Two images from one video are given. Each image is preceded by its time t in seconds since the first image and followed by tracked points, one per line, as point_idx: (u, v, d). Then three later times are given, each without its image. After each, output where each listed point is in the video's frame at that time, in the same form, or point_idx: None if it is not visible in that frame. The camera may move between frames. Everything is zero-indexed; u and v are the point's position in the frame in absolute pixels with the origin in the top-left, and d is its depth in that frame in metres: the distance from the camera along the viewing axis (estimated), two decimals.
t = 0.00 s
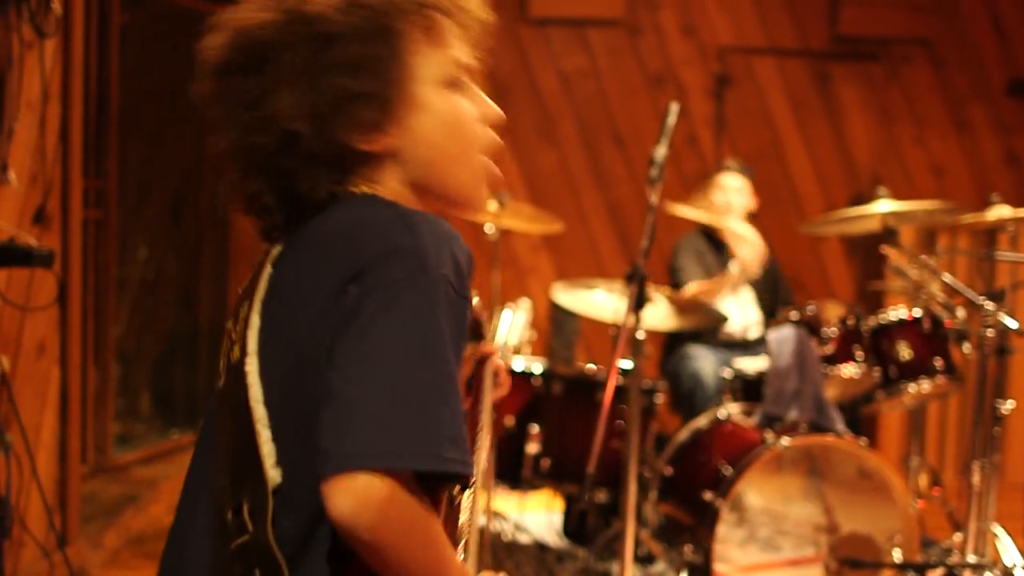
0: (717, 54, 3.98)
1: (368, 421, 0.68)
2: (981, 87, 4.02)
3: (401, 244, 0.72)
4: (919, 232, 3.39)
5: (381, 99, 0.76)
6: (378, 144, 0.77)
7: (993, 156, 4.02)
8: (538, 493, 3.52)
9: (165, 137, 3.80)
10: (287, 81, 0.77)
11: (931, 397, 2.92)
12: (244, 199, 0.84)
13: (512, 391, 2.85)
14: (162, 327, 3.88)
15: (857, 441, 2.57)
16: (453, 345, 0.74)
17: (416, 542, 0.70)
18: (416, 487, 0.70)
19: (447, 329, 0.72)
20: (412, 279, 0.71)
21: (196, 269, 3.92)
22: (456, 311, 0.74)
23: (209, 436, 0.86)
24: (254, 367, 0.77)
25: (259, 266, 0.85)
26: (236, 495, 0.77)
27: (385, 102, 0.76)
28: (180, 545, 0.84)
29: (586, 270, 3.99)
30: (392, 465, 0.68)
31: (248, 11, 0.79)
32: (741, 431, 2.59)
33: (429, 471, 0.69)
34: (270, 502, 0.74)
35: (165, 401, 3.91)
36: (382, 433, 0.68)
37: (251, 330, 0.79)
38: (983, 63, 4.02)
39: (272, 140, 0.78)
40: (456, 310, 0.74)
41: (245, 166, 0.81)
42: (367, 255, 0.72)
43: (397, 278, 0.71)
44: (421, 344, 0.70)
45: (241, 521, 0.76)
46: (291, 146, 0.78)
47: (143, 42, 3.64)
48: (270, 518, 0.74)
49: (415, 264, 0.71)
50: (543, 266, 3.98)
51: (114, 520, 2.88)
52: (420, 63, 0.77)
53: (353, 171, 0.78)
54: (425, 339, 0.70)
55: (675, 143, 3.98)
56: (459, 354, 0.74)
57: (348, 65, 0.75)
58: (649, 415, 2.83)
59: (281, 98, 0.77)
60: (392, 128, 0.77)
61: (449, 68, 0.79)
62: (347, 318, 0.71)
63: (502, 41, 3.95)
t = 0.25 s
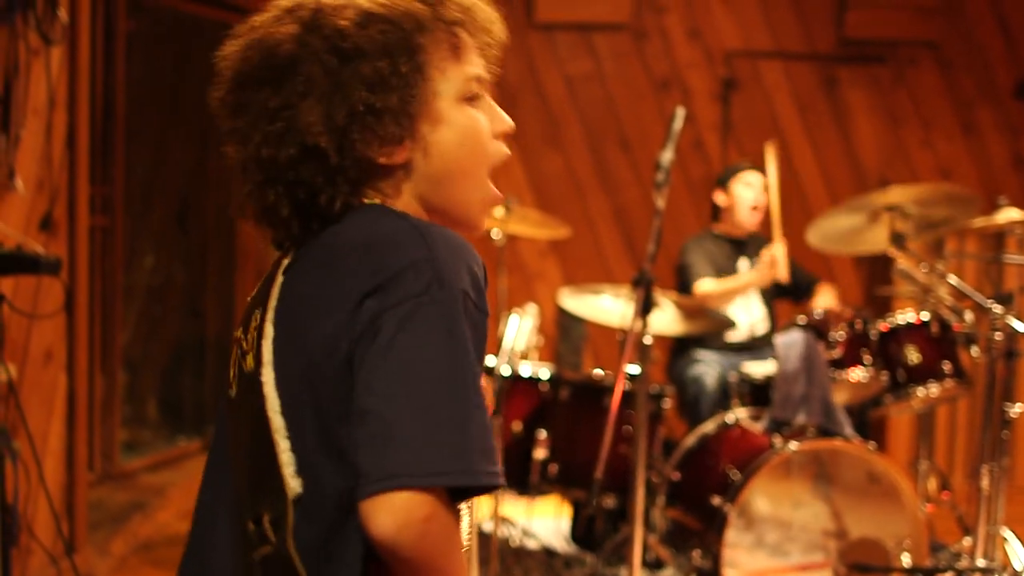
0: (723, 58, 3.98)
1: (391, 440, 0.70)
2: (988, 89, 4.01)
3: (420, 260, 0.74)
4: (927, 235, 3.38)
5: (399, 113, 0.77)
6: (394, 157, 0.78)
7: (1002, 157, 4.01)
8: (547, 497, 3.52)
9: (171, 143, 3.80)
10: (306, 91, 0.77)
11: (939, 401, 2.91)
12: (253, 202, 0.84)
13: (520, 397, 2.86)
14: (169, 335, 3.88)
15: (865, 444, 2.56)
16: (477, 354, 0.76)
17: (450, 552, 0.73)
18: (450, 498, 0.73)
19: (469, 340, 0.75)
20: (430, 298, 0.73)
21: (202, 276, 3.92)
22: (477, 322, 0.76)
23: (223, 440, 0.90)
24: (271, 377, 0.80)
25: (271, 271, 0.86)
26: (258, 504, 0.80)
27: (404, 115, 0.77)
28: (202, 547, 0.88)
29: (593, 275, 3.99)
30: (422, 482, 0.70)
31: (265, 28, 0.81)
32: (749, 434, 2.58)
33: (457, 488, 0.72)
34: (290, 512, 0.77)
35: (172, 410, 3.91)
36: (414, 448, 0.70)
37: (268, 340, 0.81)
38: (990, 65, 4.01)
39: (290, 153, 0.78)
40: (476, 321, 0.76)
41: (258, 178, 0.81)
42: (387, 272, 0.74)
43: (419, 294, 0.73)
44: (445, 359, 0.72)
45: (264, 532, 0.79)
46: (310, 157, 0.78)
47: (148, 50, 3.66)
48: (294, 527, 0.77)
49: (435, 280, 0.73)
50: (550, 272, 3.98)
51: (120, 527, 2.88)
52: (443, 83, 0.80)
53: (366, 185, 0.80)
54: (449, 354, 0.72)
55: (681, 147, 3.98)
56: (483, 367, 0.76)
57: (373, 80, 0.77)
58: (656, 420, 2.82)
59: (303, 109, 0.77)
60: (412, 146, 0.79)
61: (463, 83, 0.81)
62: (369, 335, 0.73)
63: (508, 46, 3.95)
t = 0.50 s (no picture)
0: (727, 61, 3.97)
1: (400, 456, 0.68)
2: (992, 91, 4.02)
3: (423, 273, 0.72)
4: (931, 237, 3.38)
5: (408, 126, 0.76)
6: (401, 170, 0.77)
7: (1005, 159, 4.02)
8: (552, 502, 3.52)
9: (174, 149, 3.81)
10: (318, 100, 0.76)
11: (944, 403, 2.91)
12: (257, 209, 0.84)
13: (523, 400, 2.86)
14: (173, 341, 3.88)
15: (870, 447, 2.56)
16: (483, 369, 0.74)
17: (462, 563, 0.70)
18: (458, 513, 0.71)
19: (475, 354, 0.73)
20: (434, 310, 0.71)
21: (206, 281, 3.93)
22: (484, 337, 0.74)
23: (227, 458, 0.89)
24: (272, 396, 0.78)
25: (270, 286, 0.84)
26: (266, 525, 0.78)
27: (413, 127, 0.76)
28: (210, 567, 0.86)
29: (597, 279, 3.99)
30: (432, 498, 0.68)
31: (278, 37, 0.81)
32: (754, 437, 2.58)
33: (467, 503, 0.70)
34: (300, 534, 0.75)
35: (177, 416, 3.91)
36: (418, 464, 0.68)
37: (267, 359, 0.79)
38: (993, 67, 4.02)
39: (297, 161, 0.77)
40: (483, 335, 0.74)
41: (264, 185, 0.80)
42: (389, 286, 0.72)
43: (422, 308, 0.71)
44: (449, 373, 0.70)
45: (275, 553, 0.77)
46: (319, 165, 0.77)
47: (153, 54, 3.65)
48: (303, 548, 0.75)
49: (438, 293, 0.72)
50: (554, 276, 3.98)
51: (126, 533, 2.89)
52: (450, 100, 0.78)
53: (369, 199, 0.78)
54: (453, 367, 0.70)
55: (685, 151, 3.98)
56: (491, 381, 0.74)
57: (383, 93, 0.76)
58: (661, 424, 2.82)
59: (313, 117, 0.76)
60: (418, 158, 0.77)
61: (470, 104, 0.79)
62: (372, 350, 0.71)
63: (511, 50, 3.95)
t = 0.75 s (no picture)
0: (728, 62, 3.97)
1: (424, 456, 0.71)
2: (993, 91, 4.01)
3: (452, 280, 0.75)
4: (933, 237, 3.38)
5: (449, 139, 0.79)
6: (439, 183, 0.80)
7: (1006, 158, 4.02)
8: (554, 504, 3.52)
9: (175, 153, 3.81)
10: (364, 112, 0.79)
11: (946, 403, 2.91)
12: (278, 213, 0.85)
13: (525, 403, 2.86)
14: (175, 345, 3.88)
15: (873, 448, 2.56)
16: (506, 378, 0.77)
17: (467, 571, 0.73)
18: (471, 518, 0.74)
19: (499, 364, 0.75)
20: (463, 318, 0.73)
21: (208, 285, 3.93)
22: (508, 346, 0.77)
23: (237, 452, 0.90)
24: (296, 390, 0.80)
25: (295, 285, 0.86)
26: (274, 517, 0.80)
27: (454, 140, 0.79)
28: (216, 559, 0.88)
29: (598, 281, 4.00)
30: (450, 502, 0.71)
31: (325, 48, 0.83)
32: (756, 439, 2.57)
33: (480, 508, 0.73)
34: (312, 525, 0.77)
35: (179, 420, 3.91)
36: (439, 467, 0.71)
37: (292, 354, 0.81)
38: (994, 67, 4.02)
39: (339, 167, 0.79)
40: (508, 345, 0.77)
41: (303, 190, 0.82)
42: (419, 290, 0.74)
43: (451, 314, 0.73)
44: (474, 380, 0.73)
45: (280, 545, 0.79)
46: (359, 174, 0.79)
47: (153, 59, 3.65)
48: (312, 540, 0.77)
49: (468, 301, 0.74)
50: (556, 278, 3.98)
51: (129, 537, 2.90)
52: (490, 118, 0.81)
53: (404, 210, 0.81)
54: (478, 375, 0.73)
55: (686, 153, 3.98)
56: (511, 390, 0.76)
57: (428, 106, 0.79)
58: (663, 426, 2.83)
59: (359, 127, 0.79)
60: (457, 172, 0.80)
61: (509, 126, 0.83)
62: (401, 352, 0.74)
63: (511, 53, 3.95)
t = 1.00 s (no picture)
0: (727, 62, 3.98)
1: (422, 463, 0.70)
2: (993, 91, 4.01)
3: (424, 275, 0.73)
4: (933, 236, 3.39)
5: (402, 114, 0.77)
6: (396, 159, 0.79)
7: (1007, 158, 4.01)
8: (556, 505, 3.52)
9: (176, 155, 3.81)
10: (311, 89, 0.78)
11: (947, 402, 2.91)
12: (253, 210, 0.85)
13: (526, 403, 2.87)
14: (176, 347, 3.89)
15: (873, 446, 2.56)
16: (490, 367, 0.76)
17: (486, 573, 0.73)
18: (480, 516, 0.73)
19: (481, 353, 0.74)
20: (437, 313, 0.72)
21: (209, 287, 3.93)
22: (488, 335, 0.75)
23: (239, 457, 0.90)
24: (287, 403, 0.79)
25: (276, 285, 0.86)
26: (282, 527, 0.80)
27: (407, 116, 0.78)
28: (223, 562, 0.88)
29: (598, 281, 4.00)
30: (454, 505, 0.70)
31: (270, 21, 0.82)
32: (756, 437, 2.57)
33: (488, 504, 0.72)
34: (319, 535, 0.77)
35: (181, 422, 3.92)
36: (434, 472, 0.70)
37: (280, 362, 0.81)
38: (995, 66, 4.01)
39: (291, 152, 0.78)
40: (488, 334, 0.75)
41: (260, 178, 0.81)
42: (391, 291, 0.73)
43: (425, 311, 0.72)
44: (457, 377, 0.72)
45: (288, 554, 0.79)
46: (314, 157, 0.78)
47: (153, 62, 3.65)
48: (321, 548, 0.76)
49: (441, 295, 0.73)
50: (556, 278, 3.98)
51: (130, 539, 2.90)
52: (444, 88, 0.80)
53: (368, 191, 0.80)
54: (460, 370, 0.72)
55: (686, 153, 3.98)
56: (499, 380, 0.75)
57: (377, 79, 0.77)
58: (662, 426, 2.83)
59: (307, 106, 0.78)
60: (412, 147, 0.79)
61: (463, 90, 0.81)
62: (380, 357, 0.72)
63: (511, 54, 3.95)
